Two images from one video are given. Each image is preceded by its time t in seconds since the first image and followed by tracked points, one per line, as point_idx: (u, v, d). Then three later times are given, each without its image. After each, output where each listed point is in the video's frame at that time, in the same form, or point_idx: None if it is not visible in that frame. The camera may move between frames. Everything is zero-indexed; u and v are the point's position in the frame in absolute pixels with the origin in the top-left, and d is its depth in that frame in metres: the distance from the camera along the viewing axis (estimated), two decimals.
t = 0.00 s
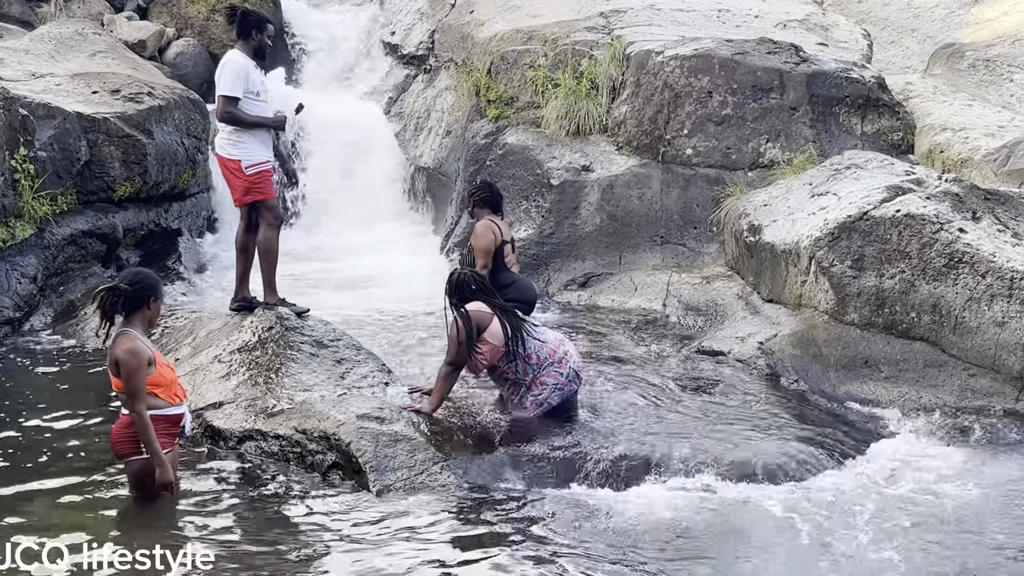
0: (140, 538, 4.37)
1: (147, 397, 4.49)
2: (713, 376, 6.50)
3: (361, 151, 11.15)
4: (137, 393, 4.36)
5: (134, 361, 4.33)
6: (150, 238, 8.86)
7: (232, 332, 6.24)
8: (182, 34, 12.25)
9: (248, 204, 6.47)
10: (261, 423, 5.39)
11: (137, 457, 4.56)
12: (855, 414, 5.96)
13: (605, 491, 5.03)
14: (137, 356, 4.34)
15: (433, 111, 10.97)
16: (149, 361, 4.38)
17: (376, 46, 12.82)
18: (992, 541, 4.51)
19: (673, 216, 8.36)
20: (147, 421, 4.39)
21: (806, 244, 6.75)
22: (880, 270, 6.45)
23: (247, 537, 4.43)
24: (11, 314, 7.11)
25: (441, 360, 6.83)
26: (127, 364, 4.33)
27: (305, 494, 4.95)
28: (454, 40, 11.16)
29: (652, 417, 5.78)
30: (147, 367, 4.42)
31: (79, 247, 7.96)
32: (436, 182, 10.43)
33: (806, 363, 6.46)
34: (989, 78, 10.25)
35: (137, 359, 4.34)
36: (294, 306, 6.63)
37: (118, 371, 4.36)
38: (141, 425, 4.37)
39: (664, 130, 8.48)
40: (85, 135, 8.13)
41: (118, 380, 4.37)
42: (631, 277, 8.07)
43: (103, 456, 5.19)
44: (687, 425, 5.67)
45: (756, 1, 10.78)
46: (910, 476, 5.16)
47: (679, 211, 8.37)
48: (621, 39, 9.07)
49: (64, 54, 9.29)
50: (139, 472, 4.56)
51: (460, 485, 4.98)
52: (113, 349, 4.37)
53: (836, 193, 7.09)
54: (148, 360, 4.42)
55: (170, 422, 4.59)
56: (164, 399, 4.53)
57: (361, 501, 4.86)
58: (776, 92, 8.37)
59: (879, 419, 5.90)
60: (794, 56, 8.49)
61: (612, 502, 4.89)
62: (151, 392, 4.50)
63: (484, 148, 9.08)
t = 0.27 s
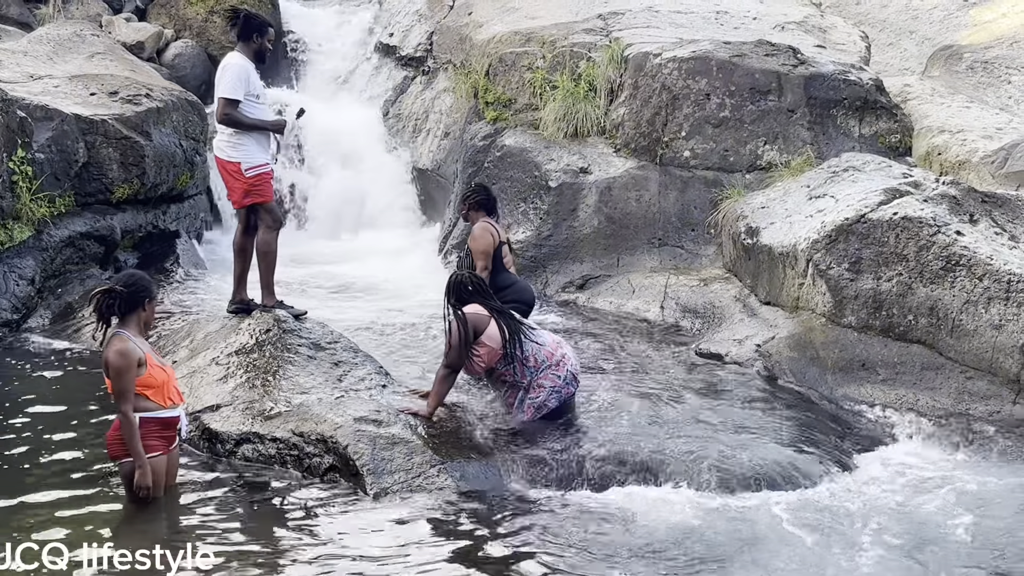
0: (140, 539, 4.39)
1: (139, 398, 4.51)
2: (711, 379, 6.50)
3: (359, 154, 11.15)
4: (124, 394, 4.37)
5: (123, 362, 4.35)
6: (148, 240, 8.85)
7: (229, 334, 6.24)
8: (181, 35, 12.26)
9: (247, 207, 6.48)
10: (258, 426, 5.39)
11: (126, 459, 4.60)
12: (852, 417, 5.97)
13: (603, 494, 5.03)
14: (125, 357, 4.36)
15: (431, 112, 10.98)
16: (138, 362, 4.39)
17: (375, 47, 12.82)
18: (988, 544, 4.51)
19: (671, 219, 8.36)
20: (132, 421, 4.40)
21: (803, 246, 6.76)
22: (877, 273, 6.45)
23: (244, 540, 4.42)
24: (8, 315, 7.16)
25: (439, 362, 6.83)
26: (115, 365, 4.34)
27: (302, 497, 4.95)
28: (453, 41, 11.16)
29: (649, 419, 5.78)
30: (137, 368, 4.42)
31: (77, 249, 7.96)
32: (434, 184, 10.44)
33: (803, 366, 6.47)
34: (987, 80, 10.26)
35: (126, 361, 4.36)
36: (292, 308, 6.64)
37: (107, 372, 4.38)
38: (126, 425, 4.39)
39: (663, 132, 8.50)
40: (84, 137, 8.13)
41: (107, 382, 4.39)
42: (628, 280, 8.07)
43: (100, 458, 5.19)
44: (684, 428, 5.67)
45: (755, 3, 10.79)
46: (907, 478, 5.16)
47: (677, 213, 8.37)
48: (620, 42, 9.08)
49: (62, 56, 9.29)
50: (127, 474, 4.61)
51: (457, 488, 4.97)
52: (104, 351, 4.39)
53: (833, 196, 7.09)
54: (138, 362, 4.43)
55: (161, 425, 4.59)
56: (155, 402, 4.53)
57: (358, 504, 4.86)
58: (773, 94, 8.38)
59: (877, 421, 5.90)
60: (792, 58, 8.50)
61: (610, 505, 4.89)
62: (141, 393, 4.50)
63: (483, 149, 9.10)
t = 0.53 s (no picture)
0: (139, 540, 4.39)
1: (133, 398, 4.48)
2: (710, 380, 6.51)
3: (359, 155, 11.15)
4: (116, 392, 4.36)
5: (117, 361, 4.34)
6: (148, 240, 8.83)
7: (229, 336, 6.24)
8: (181, 36, 12.26)
9: (250, 209, 6.49)
10: (257, 427, 5.38)
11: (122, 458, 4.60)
12: (852, 419, 5.96)
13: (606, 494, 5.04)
14: (120, 355, 4.35)
15: (431, 113, 10.98)
16: (132, 361, 4.38)
17: (374, 48, 12.82)
18: (989, 546, 4.51)
19: (671, 220, 8.36)
20: (123, 420, 4.40)
21: (803, 247, 6.76)
22: (876, 274, 6.45)
23: (243, 541, 4.43)
24: (6, 316, 7.21)
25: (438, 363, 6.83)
26: (109, 363, 4.34)
27: (302, 498, 4.95)
28: (452, 42, 11.16)
29: (648, 420, 5.79)
30: (131, 367, 4.41)
31: (76, 250, 7.96)
32: (433, 185, 10.43)
33: (803, 367, 6.47)
34: (986, 82, 10.28)
35: (119, 359, 4.35)
36: (291, 309, 6.64)
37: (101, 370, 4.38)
38: (116, 423, 4.38)
39: (662, 133, 8.51)
40: (83, 138, 8.12)
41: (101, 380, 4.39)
42: (628, 281, 8.08)
43: (100, 459, 5.19)
44: (683, 429, 5.66)
45: (754, 5, 10.81)
46: (907, 480, 5.16)
47: (676, 215, 8.37)
48: (619, 43, 9.10)
49: (62, 57, 9.29)
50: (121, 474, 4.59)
51: (456, 489, 4.94)
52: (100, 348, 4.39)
53: (833, 197, 7.09)
54: (133, 360, 4.42)
55: (156, 426, 4.57)
56: (149, 402, 4.51)
57: (358, 505, 4.85)
58: (773, 95, 8.39)
59: (876, 423, 5.90)
60: (792, 60, 8.51)
61: (609, 506, 4.89)
62: (135, 392, 4.47)
63: (482, 150, 9.11)
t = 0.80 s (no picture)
0: (139, 540, 4.39)
1: (133, 396, 4.49)
2: (711, 381, 6.51)
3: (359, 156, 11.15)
4: (116, 389, 4.37)
5: (118, 358, 4.36)
6: (149, 241, 8.83)
7: (230, 336, 6.25)
8: (181, 37, 12.27)
9: (251, 210, 6.50)
10: (259, 427, 5.39)
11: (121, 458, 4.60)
12: (852, 420, 5.96)
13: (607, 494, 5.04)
14: (121, 353, 4.38)
15: (431, 114, 10.99)
16: (133, 359, 4.40)
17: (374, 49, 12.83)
18: (989, 548, 4.51)
19: (671, 221, 8.37)
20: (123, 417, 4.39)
21: (804, 249, 6.76)
22: (877, 275, 6.45)
23: (244, 541, 4.42)
24: (8, 317, 7.19)
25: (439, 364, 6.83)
26: (110, 361, 4.36)
27: (303, 498, 4.95)
28: (453, 43, 11.16)
29: (649, 421, 5.79)
30: (132, 365, 4.43)
31: (77, 250, 7.96)
32: (433, 186, 10.42)
33: (803, 368, 6.47)
34: (986, 83, 10.29)
35: (120, 358, 4.37)
36: (293, 310, 6.65)
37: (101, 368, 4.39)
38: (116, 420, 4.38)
39: (662, 134, 8.51)
40: (84, 138, 8.13)
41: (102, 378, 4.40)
42: (629, 282, 8.09)
43: (101, 459, 5.19)
44: (684, 430, 5.67)
45: (754, 6, 10.81)
46: (907, 482, 5.16)
47: (677, 216, 8.38)
48: (620, 44, 9.10)
49: (63, 57, 9.30)
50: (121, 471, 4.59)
51: (456, 490, 4.97)
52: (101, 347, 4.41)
53: (834, 198, 7.09)
54: (134, 358, 4.44)
55: (155, 425, 4.57)
56: (149, 400, 4.51)
57: (359, 506, 4.86)
58: (774, 96, 8.39)
59: (877, 424, 5.90)
60: (792, 61, 8.52)
61: (609, 507, 4.89)
62: (135, 391, 4.48)
63: (483, 152, 9.05)
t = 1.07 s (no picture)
0: (139, 539, 4.39)
1: (139, 393, 4.52)
2: (714, 380, 6.53)
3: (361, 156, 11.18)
4: (122, 385, 4.41)
5: (124, 354, 4.40)
6: (152, 240, 8.85)
7: (234, 335, 6.26)
8: (184, 37, 12.29)
9: (248, 208, 6.49)
10: (263, 425, 5.41)
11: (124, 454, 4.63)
12: (855, 420, 5.97)
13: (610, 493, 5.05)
14: (127, 350, 4.42)
15: (433, 114, 11.01)
16: (140, 355, 4.44)
17: (377, 49, 12.85)
18: (991, 547, 4.51)
19: (673, 220, 8.38)
20: (127, 412, 4.44)
21: (806, 248, 6.78)
22: (879, 275, 6.47)
23: (247, 539, 4.43)
24: (14, 316, 7.15)
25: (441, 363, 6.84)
26: (116, 357, 4.40)
27: (307, 496, 4.96)
28: (455, 44, 11.18)
29: (652, 420, 5.80)
30: (139, 362, 4.46)
31: (81, 250, 7.97)
32: (435, 186, 10.46)
33: (805, 368, 6.48)
34: (987, 83, 10.30)
35: (127, 354, 4.41)
36: (296, 309, 6.67)
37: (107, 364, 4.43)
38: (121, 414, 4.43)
39: (664, 134, 8.53)
40: (87, 138, 8.14)
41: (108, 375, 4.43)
42: (631, 281, 8.10)
43: (106, 457, 5.20)
44: (688, 429, 5.68)
45: (756, 6, 10.83)
46: (909, 481, 5.16)
47: (679, 216, 8.39)
48: (621, 44, 9.12)
49: (66, 57, 9.32)
50: (125, 468, 4.62)
51: (461, 489, 4.97)
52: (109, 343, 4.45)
53: (835, 198, 7.11)
54: (142, 355, 4.48)
55: (159, 422, 4.59)
56: (154, 398, 4.54)
57: (362, 504, 4.87)
58: (776, 96, 8.41)
59: (879, 424, 5.91)
60: (794, 61, 8.53)
61: (612, 506, 4.90)
62: (141, 387, 4.51)
63: (484, 151, 9.10)
